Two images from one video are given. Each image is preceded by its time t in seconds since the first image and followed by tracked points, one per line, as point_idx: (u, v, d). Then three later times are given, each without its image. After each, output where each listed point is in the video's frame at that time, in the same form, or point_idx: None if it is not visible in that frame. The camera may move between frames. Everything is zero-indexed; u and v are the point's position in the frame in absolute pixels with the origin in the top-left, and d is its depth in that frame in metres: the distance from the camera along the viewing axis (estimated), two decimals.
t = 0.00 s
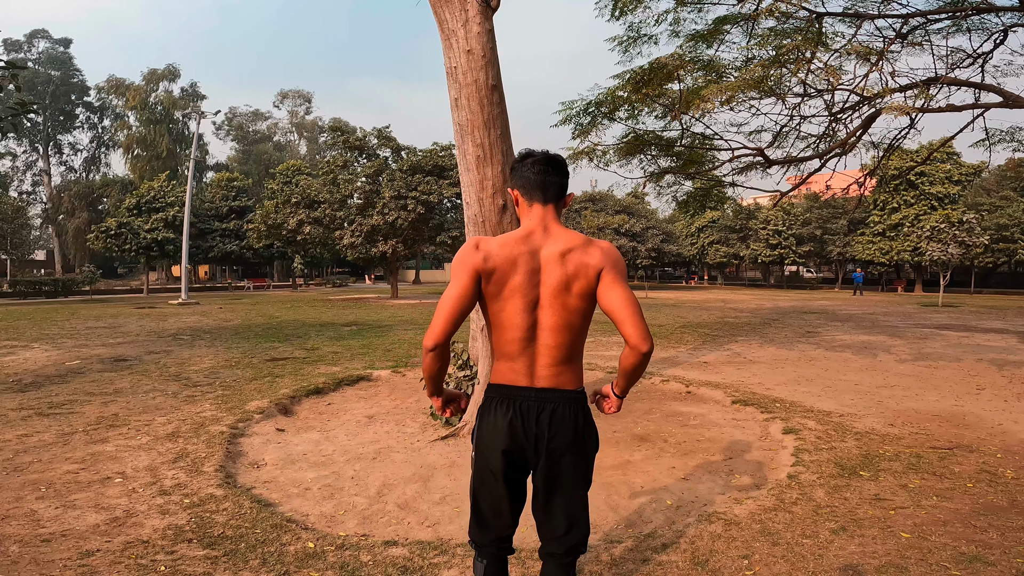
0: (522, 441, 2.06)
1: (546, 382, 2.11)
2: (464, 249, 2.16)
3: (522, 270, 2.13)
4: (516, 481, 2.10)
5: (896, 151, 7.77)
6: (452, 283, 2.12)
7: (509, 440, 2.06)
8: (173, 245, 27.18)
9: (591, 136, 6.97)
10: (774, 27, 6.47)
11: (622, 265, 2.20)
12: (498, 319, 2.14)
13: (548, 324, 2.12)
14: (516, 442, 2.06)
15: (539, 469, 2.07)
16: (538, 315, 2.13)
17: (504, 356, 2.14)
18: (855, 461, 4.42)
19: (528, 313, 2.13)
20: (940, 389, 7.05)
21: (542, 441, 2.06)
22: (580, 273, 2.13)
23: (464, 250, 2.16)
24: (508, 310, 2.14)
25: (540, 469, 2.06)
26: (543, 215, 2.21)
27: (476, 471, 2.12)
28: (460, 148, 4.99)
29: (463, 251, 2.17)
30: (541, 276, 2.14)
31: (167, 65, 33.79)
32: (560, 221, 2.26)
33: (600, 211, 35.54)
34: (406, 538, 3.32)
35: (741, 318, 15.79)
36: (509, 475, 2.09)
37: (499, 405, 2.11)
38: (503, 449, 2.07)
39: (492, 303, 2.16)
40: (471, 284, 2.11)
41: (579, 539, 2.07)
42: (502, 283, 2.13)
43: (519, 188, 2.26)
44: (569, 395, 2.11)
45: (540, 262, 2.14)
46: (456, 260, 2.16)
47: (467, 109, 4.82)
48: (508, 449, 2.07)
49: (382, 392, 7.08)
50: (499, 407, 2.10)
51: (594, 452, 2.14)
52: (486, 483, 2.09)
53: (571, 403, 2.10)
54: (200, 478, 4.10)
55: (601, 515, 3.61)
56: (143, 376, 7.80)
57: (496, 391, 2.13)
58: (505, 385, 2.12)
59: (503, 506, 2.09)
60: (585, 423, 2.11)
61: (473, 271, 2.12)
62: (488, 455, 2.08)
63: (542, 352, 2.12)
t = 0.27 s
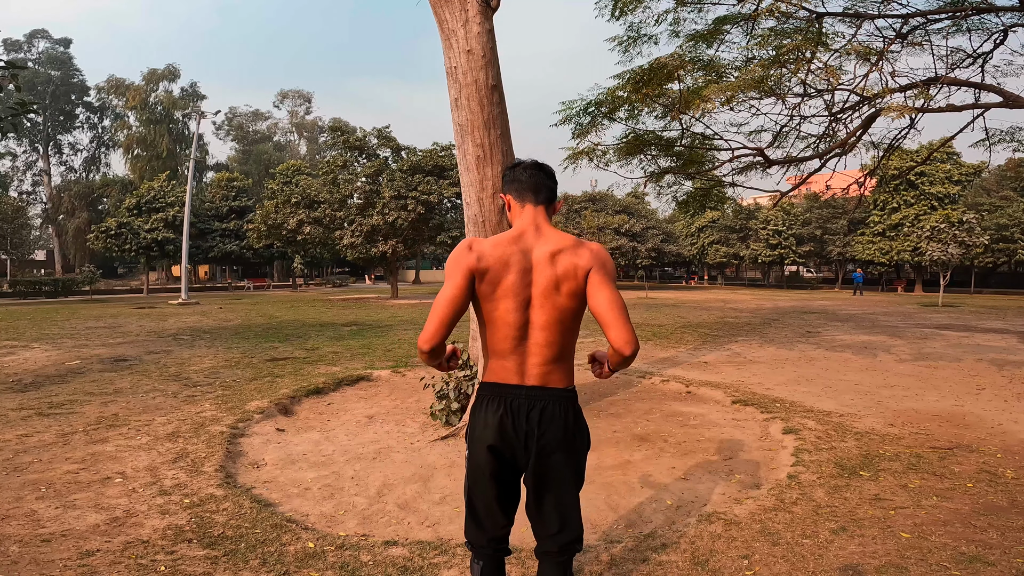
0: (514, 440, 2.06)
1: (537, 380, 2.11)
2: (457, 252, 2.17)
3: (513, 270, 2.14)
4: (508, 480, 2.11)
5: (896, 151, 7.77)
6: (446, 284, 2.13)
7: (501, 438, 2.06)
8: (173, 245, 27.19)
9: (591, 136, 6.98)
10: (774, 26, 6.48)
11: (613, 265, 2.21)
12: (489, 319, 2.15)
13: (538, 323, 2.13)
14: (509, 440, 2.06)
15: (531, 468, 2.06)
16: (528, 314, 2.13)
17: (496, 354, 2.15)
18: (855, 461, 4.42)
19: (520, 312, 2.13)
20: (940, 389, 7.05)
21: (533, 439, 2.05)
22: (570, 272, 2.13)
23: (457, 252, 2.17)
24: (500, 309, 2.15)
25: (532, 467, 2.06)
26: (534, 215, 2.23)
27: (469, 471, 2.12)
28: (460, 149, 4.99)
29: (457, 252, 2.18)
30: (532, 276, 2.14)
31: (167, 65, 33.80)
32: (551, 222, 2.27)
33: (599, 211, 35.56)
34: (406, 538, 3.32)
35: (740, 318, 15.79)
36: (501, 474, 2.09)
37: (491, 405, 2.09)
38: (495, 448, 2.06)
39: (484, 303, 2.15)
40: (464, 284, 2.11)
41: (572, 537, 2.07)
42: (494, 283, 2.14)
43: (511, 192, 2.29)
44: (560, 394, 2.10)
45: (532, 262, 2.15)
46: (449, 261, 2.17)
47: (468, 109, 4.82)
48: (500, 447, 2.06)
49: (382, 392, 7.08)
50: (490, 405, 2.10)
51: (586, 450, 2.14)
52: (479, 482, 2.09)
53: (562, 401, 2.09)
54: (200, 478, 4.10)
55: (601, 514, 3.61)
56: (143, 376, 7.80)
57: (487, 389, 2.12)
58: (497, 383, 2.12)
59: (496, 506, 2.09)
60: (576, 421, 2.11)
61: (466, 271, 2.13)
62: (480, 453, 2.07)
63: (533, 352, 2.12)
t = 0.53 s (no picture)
0: (514, 439, 2.06)
1: (536, 378, 2.11)
2: (456, 255, 2.17)
3: (511, 272, 2.14)
4: (508, 479, 2.11)
5: (896, 151, 7.77)
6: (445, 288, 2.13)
7: (501, 437, 2.06)
8: (173, 245, 27.20)
9: (591, 136, 6.98)
10: (774, 26, 6.48)
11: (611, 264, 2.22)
12: (488, 321, 2.15)
13: (536, 323, 2.13)
14: (509, 438, 2.06)
15: (531, 467, 2.07)
16: (526, 315, 2.14)
17: (495, 355, 2.15)
18: (855, 461, 4.42)
19: (518, 312, 2.13)
20: (940, 389, 7.05)
21: (533, 438, 2.06)
22: (567, 273, 2.13)
23: (455, 255, 2.17)
24: (498, 310, 2.14)
25: (531, 465, 2.07)
26: (530, 217, 2.24)
27: (469, 470, 2.12)
28: (460, 149, 4.99)
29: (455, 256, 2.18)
30: (529, 277, 2.14)
31: (166, 65, 33.81)
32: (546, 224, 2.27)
33: (599, 211, 35.56)
34: (406, 538, 3.32)
35: (740, 318, 15.79)
36: (501, 473, 2.09)
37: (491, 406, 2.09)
38: (495, 446, 2.07)
39: (482, 305, 2.15)
40: (463, 287, 2.11)
41: (572, 535, 2.08)
42: (492, 285, 2.14)
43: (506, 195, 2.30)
44: (559, 392, 2.10)
45: (529, 263, 2.15)
46: (448, 265, 2.17)
47: (467, 110, 4.83)
48: (500, 447, 2.07)
49: (382, 392, 7.08)
50: (490, 404, 2.10)
51: (586, 448, 2.15)
52: (479, 482, 2.09)
53: (561, 399, 2.09)
54: (200, 478, 4.10)
55: (601, 514, 3.61)
56: (143, 376, 7.80)
57: (487, 388, 2.13)
58: (497, 382, 2.12)
59: (496, 505, 2.09)
60: (575, 418, 2.11)
61: (465, 274, 2.13)
62: (479, 453, 2.08)
63: (531, 351, 2.11)
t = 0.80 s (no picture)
0: (518, 435, 2.06)
1: (539, 376, 2.11)
2: (459, 258, 2.19)
3: (514, 273, 2.14)
4: (509, 475, 2.11)
5: (896, 151, 7.77)
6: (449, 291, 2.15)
7: (505, 433, 2.06)
8: (173, 245, 27.20)
9: (591, 136, 6.98)
10: (774, 26, 6.48)
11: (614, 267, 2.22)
12: (492, 321, 2.16)
13: (539, 323, 2.13)
14: (512, 434, 2.06)
15: (535, 463, 2.07)
16: (529, 314, 2.14)
17: (499, 353, 2.15)
18: (855, 461, 4.42)
19: (521, 313, 2.14)
20: (940, 389, 7.05)
21: (537, 434, 2.05)
22: (571, 277, 2.13)
23: (460, 258, 2.18)
24: (501, 311, 2.15)
25: (534, 462, 2.06)
26: (532, 219, 2.24)
27: (473, 468, 2.12)
28: (460, 149, 4.99)
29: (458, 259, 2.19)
30: (532, 279, 2.14)
31: (166, 65, 33.79)
32: (549, 225, 2.27)
33: (599, 211, 35.56)
34: (406, 538, 3.32)
35: (740, 318, 15.79)
36: (504, 470, 2.09)
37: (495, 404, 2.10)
38: (499, 444, 2.06)
39: (485, 306, 2.16)
40: (468, 290, 2.13)
41: (574, 532, 2.08)
42: (495, 287, 2.14)
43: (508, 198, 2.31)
44: (562, 389, 2.11)
45: (532, 265, 2.15)
46: (452, 269, 2.19)
47: (467, 110, 4.83)
48: (504, 443, 2.06)
49: (382, 392, 7.08)
50: (494, 401, 2.10)
51: (587, 446, 2.15)
52: (482, 479, 2.09)
53: (564, 397, 2.10)
54: (199, 478, 4.10)
55: (601, 514, 3.61)
56: (143, 376, 7.80)
57: (490, 387, 2.13)
58: (500, 380, 2.12)
59: (499, 501, 2.09)
60: (577, 416, 2.11)
61: (468, 277, 2.15)
62: (483, 450, 2.08)
63: (534, 349, 2.11)
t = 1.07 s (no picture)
0: (522, 432, 2.06)
1: (543, 373, 2.11)
2: (463, 260, 2.20)
3: (517, 274, 2.14)
4: (513, 472, 2.10)
5: (896, 151, 7.77)
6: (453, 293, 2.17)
7: (509, 430, 2.06)
8: (173, 245, 27.19)
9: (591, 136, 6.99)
10: (774, 26, 6.48)
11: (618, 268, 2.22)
12: (495, 320, 2.16)
13: (543, 321, 2.13)
14: (517, 430, 2.06)
15: (539, 460, 2.07)
16: (534, 313, 2.14)
17: (502, 351, 2.15)
18: (855, 461, 4.42)
19: (525, 312, 2.14)
20: (940, 389, 7.05)
21: (541, 430, 2.06)
22: (576, 279, 2.13)
23: (463, 260, 2.20)
24: (505, 310, 2.15)
25: (539, 459, 2.06)
26: (536, 218, 2.22)
27: (477, 465, 2.12)
28: (460, 149, 4.99)
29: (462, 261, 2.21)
30: (535, 280, 2.14)
31: (166, 65, 33.79)
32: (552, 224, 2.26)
33: (599, 211, 35.56)
34: (406, 538, 3.32)
35: (740, 318, 15.79)
36: (508, 466, 2.09)
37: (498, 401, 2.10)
38: (503, 440, 2.06)
39: (489, 305, 2.16)
40: (471, 292, 2.15)
41: (578, 528, 2.08)
42: (498, 287, 2.14)
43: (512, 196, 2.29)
44: (565, 386, 2.11)
45: (536, 266, 2.15)
46: (455, 271, 2.20)
47: (468, 109, 4.83)
48: (508, 440, 2.06)
49: (382, 392, 7.08)
50: (499, 398, 2.10)
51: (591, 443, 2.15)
52: (486, 476, 2.09)
53: (568, 393, 2.10)
54: (199, 478, 4.10)
55: (601, 514, 3.61)
56: (143, 376, 7.80)
57: (495, 384, 2.13)
58: (504, 377, 2.12)
59: (502, 497, 2.08)
60: (581, 412, 2.11)
61: (472, 278, 2.16)
62: (487, 446, 2.07)
63: (538, 347, 2.11)
